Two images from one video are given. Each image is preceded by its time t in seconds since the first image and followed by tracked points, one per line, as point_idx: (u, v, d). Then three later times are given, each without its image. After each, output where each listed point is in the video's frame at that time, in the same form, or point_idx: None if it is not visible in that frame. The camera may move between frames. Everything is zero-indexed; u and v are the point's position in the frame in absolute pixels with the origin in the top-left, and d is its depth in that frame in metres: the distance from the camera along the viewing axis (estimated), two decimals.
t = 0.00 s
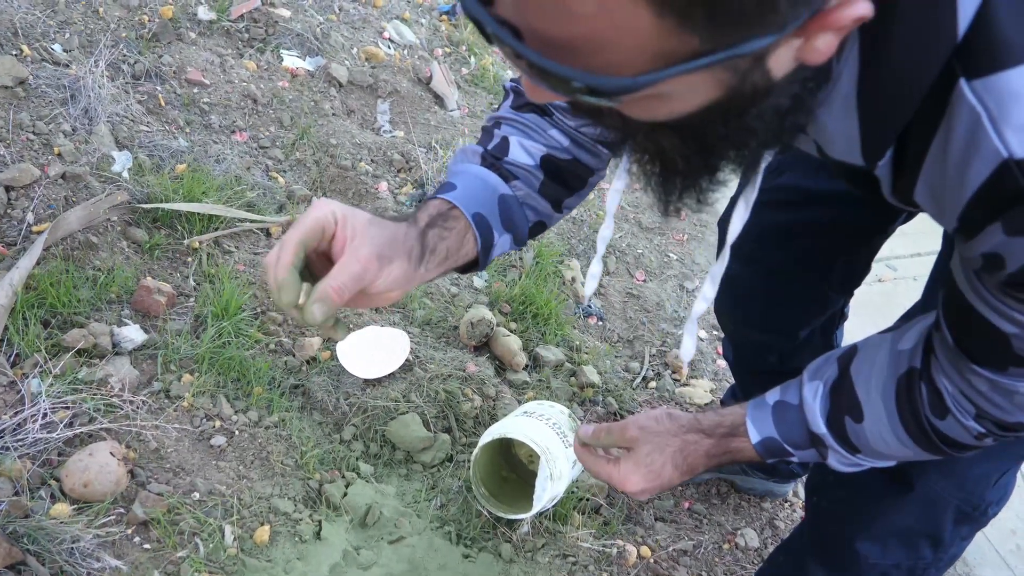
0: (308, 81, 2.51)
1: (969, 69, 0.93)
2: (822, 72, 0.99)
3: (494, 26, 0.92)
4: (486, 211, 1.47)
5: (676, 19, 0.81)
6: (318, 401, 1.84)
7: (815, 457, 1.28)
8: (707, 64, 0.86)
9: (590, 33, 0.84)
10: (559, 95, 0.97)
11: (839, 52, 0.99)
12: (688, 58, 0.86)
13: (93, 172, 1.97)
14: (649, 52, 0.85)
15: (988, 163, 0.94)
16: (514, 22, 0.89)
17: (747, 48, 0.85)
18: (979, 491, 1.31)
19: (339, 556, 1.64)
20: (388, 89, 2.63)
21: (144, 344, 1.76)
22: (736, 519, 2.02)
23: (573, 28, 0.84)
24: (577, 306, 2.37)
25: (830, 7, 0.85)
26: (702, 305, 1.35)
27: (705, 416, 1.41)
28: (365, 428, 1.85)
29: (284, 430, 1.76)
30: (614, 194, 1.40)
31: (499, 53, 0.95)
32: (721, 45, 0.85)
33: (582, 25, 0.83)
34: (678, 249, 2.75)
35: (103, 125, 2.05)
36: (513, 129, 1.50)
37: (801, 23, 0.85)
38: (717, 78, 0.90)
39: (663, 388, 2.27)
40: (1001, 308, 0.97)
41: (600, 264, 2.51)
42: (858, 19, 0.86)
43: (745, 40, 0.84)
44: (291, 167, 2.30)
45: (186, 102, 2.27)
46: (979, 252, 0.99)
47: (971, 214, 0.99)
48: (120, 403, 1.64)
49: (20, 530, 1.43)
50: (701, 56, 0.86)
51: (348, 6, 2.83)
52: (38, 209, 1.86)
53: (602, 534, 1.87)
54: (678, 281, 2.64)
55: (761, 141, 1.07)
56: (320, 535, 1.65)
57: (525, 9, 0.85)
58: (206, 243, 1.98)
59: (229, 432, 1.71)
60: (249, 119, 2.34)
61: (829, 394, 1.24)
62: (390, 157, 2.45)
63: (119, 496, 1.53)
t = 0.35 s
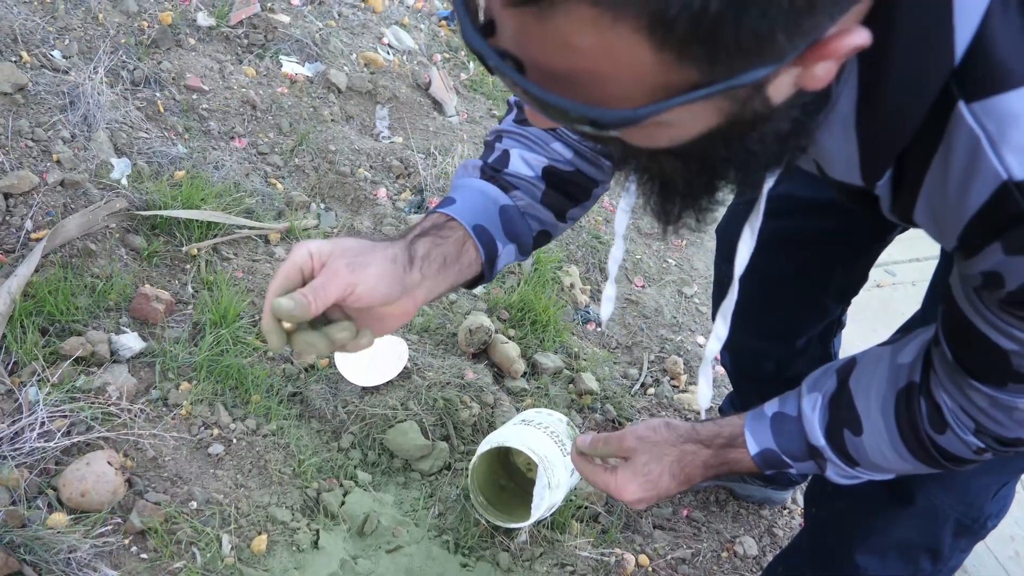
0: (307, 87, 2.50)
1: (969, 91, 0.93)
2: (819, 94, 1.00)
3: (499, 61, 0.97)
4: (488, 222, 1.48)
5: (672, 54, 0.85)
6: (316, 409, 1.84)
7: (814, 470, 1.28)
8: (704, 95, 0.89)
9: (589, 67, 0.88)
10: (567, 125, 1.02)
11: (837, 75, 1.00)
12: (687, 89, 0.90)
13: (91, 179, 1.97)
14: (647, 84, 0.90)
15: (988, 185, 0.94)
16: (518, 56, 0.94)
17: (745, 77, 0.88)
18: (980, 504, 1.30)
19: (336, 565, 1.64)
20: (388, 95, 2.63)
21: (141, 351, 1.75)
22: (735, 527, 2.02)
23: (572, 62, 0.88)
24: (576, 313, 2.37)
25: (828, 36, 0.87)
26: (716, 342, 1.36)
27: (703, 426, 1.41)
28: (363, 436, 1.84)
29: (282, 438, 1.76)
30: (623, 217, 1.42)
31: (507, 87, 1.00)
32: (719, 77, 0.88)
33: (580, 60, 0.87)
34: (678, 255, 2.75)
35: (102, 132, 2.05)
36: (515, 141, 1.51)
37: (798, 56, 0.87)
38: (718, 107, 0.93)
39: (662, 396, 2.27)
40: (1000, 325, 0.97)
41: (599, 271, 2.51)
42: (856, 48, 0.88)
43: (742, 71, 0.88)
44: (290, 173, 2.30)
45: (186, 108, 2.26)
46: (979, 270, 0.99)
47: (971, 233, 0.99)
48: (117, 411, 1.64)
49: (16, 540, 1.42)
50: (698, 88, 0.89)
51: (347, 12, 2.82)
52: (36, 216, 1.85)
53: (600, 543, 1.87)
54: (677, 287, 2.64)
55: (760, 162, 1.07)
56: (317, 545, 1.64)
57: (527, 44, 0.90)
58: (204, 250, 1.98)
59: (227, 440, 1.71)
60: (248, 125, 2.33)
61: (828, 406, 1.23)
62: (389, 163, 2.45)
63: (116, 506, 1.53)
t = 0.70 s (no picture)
0: (307, 94, 2.50)
1: (968, 113, 0.93)
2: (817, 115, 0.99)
3: (492, 85, 0.96)
4: (482, 225, 1.49)
5: (667, 79, 0.85)
6: (310, 417, 1.83)
7: (811, 486, 1.28)
8: (699, 120, 0.89)
9: (584, 91, 0.88)
10: (562, 149, 1.01)
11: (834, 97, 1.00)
12: (682, 115, 0.89)
13: (88, 184, 1.97)
14: (642, 108, 0.89)
15: (987, 206, 0.94)
16: (513, 81, 0.94)
17: (739, 103, 0.87)
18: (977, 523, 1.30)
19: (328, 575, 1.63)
20: (387, 102, 2.63)
21: (135, 358, 1.75)
22: (730, 540, 2.01)
23: (567, 85, 0.88)
24: (573, 322, 2.36)
25: (824, 61, 0.87)
26: (698, 355, 1.38)
27: (701, 440, 1.41)
28: (357, 445, 1.84)
29: (275, 445, 1.75)
30: (616, 232, 1.41)
31: (501, 111, 1.00)
32: (714, 102, 0.88)
33: (575, 83, 0.87)
34: (677, 265, 2.74)
35: (99, 137, 2.05)
36: (513, 149, 1.52)
37: (794, 81, 0.87)
38: (713, 131, 0.92)
39: (658, 407, 2.27)
40: (999, 344, 0.96)
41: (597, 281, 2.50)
42: (853, 72, 0.88)
43: (737, 97, 0.87)
44: (288, 179, 2.29)
45: (184, 113, 2.26)
46: (978, 290, 0.98)
47: (970, 252, 0.99)
48: (110, 417, 1.63)
49: (5, 547, 1.41)
50: (692, 113, 0.89)
51: (348, 19, 2.82)
52: (32, 221, 1.85)
53: (594, 554, 1.86)
54: (675, 297, 2.63)
55: (760, 182, 1.07)
56: (309, 554, 1.64)
57: (522, 67, 0.90)
58: (200, 256, 1.98)
59: (220, 447, 1.70)
60: (247, 131, 2.33)
61: (826, 423, 1.23)
62: (388, 171, 2.45)
63: (107, 513, 1.52)
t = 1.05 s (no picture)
0: (304, 97, 2.50)
1: (968, 124, 0.92)
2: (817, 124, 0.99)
3: (486, 94, 0.96)
4: (492, 248, 1.49)
5: (660, 92, 0.84)
6: (305, 422, 1.82)
7: (811, 496, 1.27)
8: (694, 132, 0.89)
9: (578, 102, 0.88)
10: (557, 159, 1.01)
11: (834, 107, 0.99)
12: (676, 126, 0.89)
13: (83, 187, 1.96)
14: (636, 120, 0.89)
15: (988, 218, 0.94)
16: (507, 91, 0.93)
17: (733, 116, 0.87)
18: (977, 533, 1.29)
19: None
20: (385, 105, 2.62)
21: (129, 362, 1.74)
22: (727, 545, 2.01)
23: (561, 96, 0.88)
24: (570, 327, 2.36)
25: (821, 74, 0.87)
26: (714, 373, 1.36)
27: (700, 449, 1.40)
28: (351, 450, 1.83)
29: (269, 450, 1.75)
30: (625, 246, 1.41)
31: (495, 121, 0.99)
32: (708, 114, 0.87)
33: (570, 95, 0.87)
34: (674, 269, 2.74)
35: (94, 140, 2.04)
36: (524, 165, 1.50)
37: (789, 93, 0.87)
38: (708, 142, 0.92)
39: (655, 411, 2.26)
40: (1001, 356, 0.96)
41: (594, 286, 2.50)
42: (850, 85, 0.88)
43: (731, 110, 0.87)
44: (285, 183, 2.29)
45: (180, 116, 2.26)
46: (979, 301, 0.98)
47: (971, 263, 0.99)
48: (103, 422, 1.62)
49: None
50: (687, 125, 0.89)
51: (346, 22, 2.82)
52: (26, 224, 1.84)
53: (590, 560, 1.85)
54: (672, 302, 2.63)
55: (759, 191, 1.07)
56: (303, 559, 1.63)
57: (515, 77, 0.90)
58: (195, 260, 1.97)
59: (213, 452, 1.70)
60: (244, 134, 2.32)
61: (827, 433, 1.22)
62: (385, 174, 2.44)
63: (99, 518, 1.52)
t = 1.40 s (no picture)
0: (302, 99, 2.49)
1: (971, 133, 0.93)
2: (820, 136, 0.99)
3: (492, 111, 0.97)
4: (491, 259, 1.48)
5: (666, 110, 0.85)
6: (303, 424, 1.82)
7: (812, 500, 1.27)
8: (700, 148, 0.90)
9: (584, 119, 0.89)
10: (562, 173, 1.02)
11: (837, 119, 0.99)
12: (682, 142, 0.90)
13: (80, 190, 1.96)
14: (642, 136, 0.90)
15: (992, 227, 0.94)
16: (513, 107, 0.94)
17: (738, 132, 0.88)
18: (976, 535, 1.30)
19: None
20: (382, 107, 2.62)
21: (127, 365, 1.74)
22: (725, 546, 2.01)
23: (567, 114, 0.89)
24: (568, 329, 2.36)
25: (826, 89, 0.87)
26: (695, 362, 1.36)
27: (701, 452, 1.40)
28: (349, 453, 1.83)
29: (267, 453, 1.75)
30: (614, 244, 1.40)
31: (501, 137, 1.00)
32: (715, 131, 0.88)
33: (576, 112, 0.88)
34: (672, 272, 2.74)
35: (92, 143, 2.04)
36: (522, 175, 1.50)
37: (795, 109, 0.88)
38: (714, 157, 0.93)
39: (653, 413, 2.27)
40: (1006, 362, 0.97)
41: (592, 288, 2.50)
42: (854, 100, 0.89)
43: (737, 126, 0.88)
44: (283, 185, 2.29)
45: (178, 119, 2.25)
46: (983, 309, 0.98)
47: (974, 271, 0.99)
48: (100, 425, 1.62)
49: None
50: (693, 142, 0.90)
51: (344, 24, 2.82)
52: (23, 227, 1.84)
53: (587, 562, 1.85)
54: (670, 303, 2.63)
55: (761, 202, 1.07)
56: (301, 562, 1.63)
57: (521, 94, 0.91)
58: (193, 262, 1.97)
59: (212, 455, 1.69)
60: (241, 137, 2.32)
61: (828, 438, 1.22)
62: (382, 176, 2.44)
63: (97, 522, 1.51)
